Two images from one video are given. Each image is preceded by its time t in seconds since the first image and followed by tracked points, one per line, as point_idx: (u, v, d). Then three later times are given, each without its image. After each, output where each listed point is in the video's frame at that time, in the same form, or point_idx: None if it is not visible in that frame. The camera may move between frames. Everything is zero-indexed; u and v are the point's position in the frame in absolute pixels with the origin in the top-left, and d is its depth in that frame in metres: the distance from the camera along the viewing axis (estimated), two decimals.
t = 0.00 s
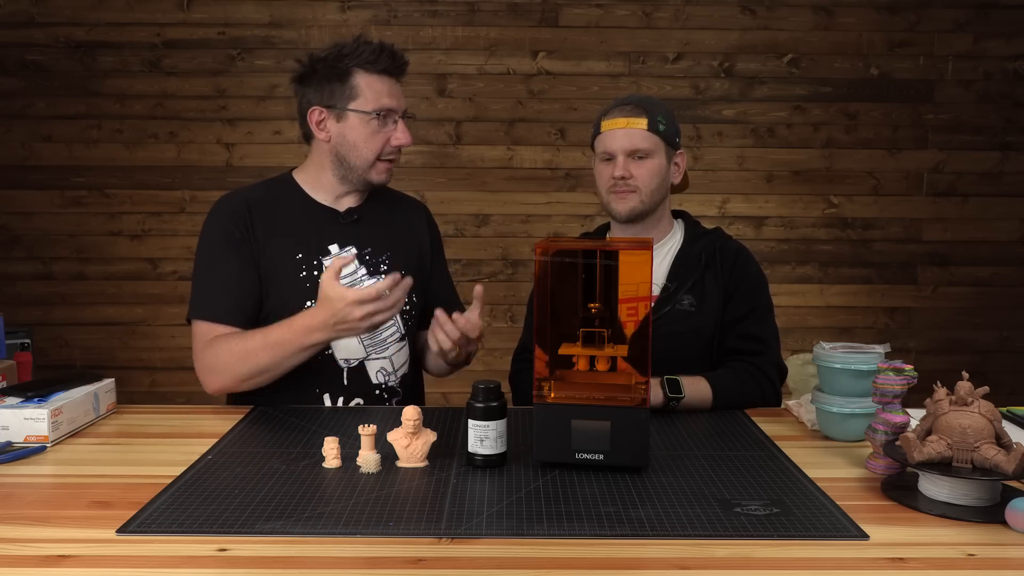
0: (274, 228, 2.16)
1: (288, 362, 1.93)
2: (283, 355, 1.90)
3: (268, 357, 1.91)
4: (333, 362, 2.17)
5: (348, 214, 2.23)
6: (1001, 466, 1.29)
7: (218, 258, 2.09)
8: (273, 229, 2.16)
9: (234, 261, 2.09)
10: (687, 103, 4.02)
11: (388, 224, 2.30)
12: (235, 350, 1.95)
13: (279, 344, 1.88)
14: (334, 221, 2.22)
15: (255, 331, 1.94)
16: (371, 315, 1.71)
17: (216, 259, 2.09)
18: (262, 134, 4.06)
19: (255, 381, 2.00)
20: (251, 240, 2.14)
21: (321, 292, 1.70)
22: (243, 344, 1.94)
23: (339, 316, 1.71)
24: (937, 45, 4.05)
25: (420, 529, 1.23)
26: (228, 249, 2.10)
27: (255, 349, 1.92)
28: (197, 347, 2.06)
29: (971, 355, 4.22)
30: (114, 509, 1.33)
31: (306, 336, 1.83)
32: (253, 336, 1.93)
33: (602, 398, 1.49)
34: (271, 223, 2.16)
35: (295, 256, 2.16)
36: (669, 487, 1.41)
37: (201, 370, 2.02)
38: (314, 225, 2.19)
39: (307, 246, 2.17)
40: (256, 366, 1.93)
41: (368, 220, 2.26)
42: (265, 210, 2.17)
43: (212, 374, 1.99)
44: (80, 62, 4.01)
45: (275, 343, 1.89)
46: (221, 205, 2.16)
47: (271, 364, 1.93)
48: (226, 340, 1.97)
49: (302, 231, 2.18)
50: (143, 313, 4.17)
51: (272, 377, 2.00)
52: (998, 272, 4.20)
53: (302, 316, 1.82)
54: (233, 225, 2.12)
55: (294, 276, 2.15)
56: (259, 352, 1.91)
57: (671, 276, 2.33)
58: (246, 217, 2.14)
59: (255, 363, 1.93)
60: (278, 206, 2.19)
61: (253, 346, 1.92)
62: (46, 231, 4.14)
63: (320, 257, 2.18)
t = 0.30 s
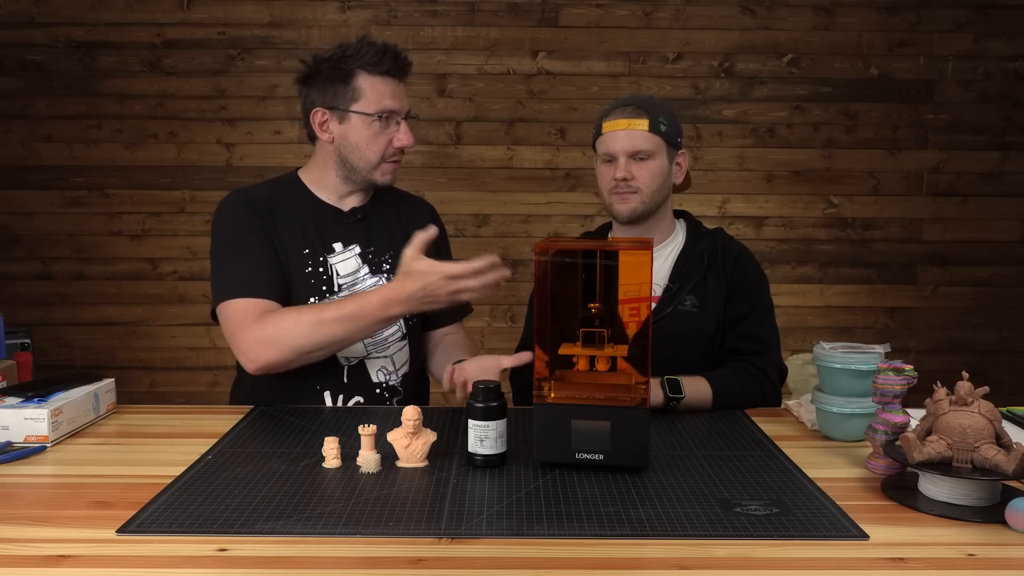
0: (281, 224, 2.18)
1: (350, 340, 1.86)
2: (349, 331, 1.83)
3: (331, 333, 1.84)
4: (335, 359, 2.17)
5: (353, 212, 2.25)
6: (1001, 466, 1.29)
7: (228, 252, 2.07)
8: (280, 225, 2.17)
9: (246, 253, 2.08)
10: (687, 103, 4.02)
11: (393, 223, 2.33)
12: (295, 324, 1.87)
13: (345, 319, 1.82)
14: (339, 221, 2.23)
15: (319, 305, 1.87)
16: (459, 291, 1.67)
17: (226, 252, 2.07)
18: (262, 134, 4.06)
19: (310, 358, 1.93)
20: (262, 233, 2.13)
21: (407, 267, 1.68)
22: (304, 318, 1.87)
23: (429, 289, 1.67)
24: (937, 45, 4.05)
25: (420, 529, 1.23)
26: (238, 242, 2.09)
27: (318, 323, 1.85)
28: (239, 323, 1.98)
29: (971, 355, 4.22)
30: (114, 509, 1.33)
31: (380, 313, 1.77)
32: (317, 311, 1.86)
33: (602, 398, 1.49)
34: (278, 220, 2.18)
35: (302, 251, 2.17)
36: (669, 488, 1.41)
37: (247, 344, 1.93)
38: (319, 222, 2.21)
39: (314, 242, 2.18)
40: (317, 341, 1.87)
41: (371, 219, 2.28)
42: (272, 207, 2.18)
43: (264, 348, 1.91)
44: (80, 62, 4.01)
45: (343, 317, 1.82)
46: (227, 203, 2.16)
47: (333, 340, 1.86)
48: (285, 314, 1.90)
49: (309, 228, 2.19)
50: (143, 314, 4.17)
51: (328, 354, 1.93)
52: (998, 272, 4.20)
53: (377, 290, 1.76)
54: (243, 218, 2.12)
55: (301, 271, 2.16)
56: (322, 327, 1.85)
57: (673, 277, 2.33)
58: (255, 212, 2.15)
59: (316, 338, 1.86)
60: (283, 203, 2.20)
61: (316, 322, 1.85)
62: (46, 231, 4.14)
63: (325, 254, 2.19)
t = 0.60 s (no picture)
0: (293, 224, 2.18)
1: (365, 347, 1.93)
2: (366, 339, 1.90)
3: (349, 340, 1.90)
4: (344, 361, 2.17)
5: (366, 215, 2.25)
6: (1001, 465, 1.29)
7: (240, 248, 2.08)
8: (292, 224, 2.18)
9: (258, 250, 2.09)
10: (687, 103, 4.02)
11: (405, 227, 2.32)
12: (312, 330, 1.92)
13: (363, 328, 1.88)
14: (353, 223, 2.24)
15: (336, 312, 1.92)
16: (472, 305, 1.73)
17: (238, 249, 2.08)
18: (262, 134, 4.06)
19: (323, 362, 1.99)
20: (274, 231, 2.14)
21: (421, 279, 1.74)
22: (322, 324, 1.92)
23: (442, 302, 1.73)
24: (937, 45, 4.05)
25: (420, 529, 1.23)
26: (250, 239, 2.10)
27: (337, 330, 1.90)
28: (252, 326, 2.00)
29: (971, 355, 4.22)
30: (115, 509, 1.33)
31: (396, 322, 1.84)
32: (334, 317, 1.91)
33: (602, 398, 1.49)
34: (290, 219, 2.18)
35: (314, 252, 2.17)
36: (669, 487, 1.41)
37: (262, 348, 1.96)
38: (332, 223, 2.22)
39: (326, 243, 2.19)
40: (335, 348, 1.92)
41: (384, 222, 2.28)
42: (285, 206, 2.19)
43: (280, 353, 1.94)
44: (80, 62, 4.01)
45: (362, 325, 1.88)
46: (240, 199, 2.17)
47: (350, 347, 1.92)
48: (301, 319, 1.94)
49: (321, 228, 2.20)
50: (143, 314, 4.17)
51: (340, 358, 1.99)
52: (998, 272, 4.20)
53: (393, 300, 1.83)
54: (256, 215, 2.13)
55: (312, 272, 2.16)
56: (341, 335, 1.90)
57: (675, 276, 2.33)
58: (268, 210, 2.16)
59: (334, 344, 1.92)
60: (296, 203, 2.21)
61: (334, 329, 1.91)
62: (46, 231, 4.14)
63: (338, 255, 2.19)
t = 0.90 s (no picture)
0: (295, 223, 2.19)
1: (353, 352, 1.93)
2: (353, 344, 1.90)
3: (336, 344, 1.91)
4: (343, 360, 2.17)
5: (370, 215, 2.23)
6: (1001, 465, 1.29)
7: (242, 248, 2.11)
8: (294, 223, 2.19)
9: (260, 249, 2.12)
10: (687, 103, 4.02)
11: (410, 226, 2.27)
12: (301, 332, 1.93)
13: (350, 333, 1.88)
14: (356, 223, 2.23)
15: (326, 316, 1.93)
16: (463, 315, 1.74)
17: (241, 248, 2.12)
18: (262, 134, 4.06)
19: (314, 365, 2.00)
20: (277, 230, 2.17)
21: (413, 288, 1.75)
22: (311, 327, 1.92)
23: (430, 310, 1.74)
24: (937, 45, 4.05)
25: (420, 529, 1.23)
26: (252, 239, 2.12)
27: (324, 334, 1.91)
28: (248, 324, 2.03)
29: (971, 355, 4.22)
30: (114, 509, 1.33)
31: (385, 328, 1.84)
32: (324, 320, 1.92)
33: (602, 398, 1.49)
34: (295, 218, 2.20)
35: (314, 250, 2.17)
36: (669, 488, 1.41)
37: (254, 347, 1.98)
38: (334, 222, 2.21)
39: (328, 242, 2.19)
40: (322, 351, 1.93)
41: (388, 220, 2.25)
42: (289, 205, 2.21)
43: (269, 353, 1.96)
44: (80, 62, 4.01)
45: (350, 329, 1.88)
46: (247, 199, 2.20)
47: (339, 350, 1.93)
48: (292, 321, 1.96)
49: (323, 227, 2.20)
50: (143, 314, 4.17)
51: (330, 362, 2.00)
52: (998, 272, 4.20)
53: (384, 306, 1.83)
54: (259, 213, 2.16)
55: (312, 271, 2.17)
56: (327, 339, 1.91)
57: (675, 276, 2.33)
58: (272, 209, 2.18)
59: (321, 348, 1.92)
60: (301, 202, 2.22)
61: (321, 332, 1.91)
62: (46, 231, 4.14)
63: (338, 254, 2.19)
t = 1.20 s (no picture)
0: (289, 227, 2.21)
1: (307, 360, 1.97)
2: (304, 354, 1.94)
3: (287, 353, 1.96)
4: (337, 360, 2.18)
5: (370, 214, 2.23)
6: (1001, 466, 1.29)
7: (238, 251, 2.16)
8: (290, 226, 2.21)
9: (254, 253, 2.15)
10: (687, 103, 4.02)
11: (411, 228, 2.26)
12: (255, 340, 1.99)
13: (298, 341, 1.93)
14: (355, 223, 2.23)
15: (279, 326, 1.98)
16: (391, 334, 1.71)
17: (237, 251, 2.16)
18: (262, 134, 4.06)
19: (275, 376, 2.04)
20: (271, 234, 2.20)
21: (349, 301, 1.75)
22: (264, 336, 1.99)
23: (361, 327, 1.75)
24: (937, 45, 4.05)
25: (420, 529, 1.23)
26: (247, 242, 2.16)
27: (276, 344, 1.96)
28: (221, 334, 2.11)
29: (971, 355, 4.22)
30: (115, 509, 1.33)
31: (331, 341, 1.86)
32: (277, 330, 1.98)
33: (602, 398, 1.49)
34: (291, 220, 2.22)
35: (307, 252, 2.19)
36: (669, 488, 1.41)
37: (223, 358, 2.06)
38: (331, 223, 2.21)
39: (323, 243, 2.20)
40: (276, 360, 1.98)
41: (387, 222, 2.24)
42: (287, 207, 2.23)
43: (232, 363, 2.04)
44: (80, 62, 4.01)
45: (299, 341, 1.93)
46: (247, 202, 2.24)
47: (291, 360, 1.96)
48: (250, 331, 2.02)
49: (320, 230, 2.20)
50: (143, 314, 4.17)
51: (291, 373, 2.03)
52: (998, 272, 4.20)
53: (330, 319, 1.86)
54: (254, 218, 2.19)
55: (306, 273, 2.19)
56: (278, 347, 1.96)
57: (674, 276, 2.33)
58: (269, 212, 2.21)
59: (274, 357, 1.97)
60: (299, 204, 2.24)
61: (273, 341, 1.97)
62: (46, 231, 4.14)
63: (333, 254, 2.20)
